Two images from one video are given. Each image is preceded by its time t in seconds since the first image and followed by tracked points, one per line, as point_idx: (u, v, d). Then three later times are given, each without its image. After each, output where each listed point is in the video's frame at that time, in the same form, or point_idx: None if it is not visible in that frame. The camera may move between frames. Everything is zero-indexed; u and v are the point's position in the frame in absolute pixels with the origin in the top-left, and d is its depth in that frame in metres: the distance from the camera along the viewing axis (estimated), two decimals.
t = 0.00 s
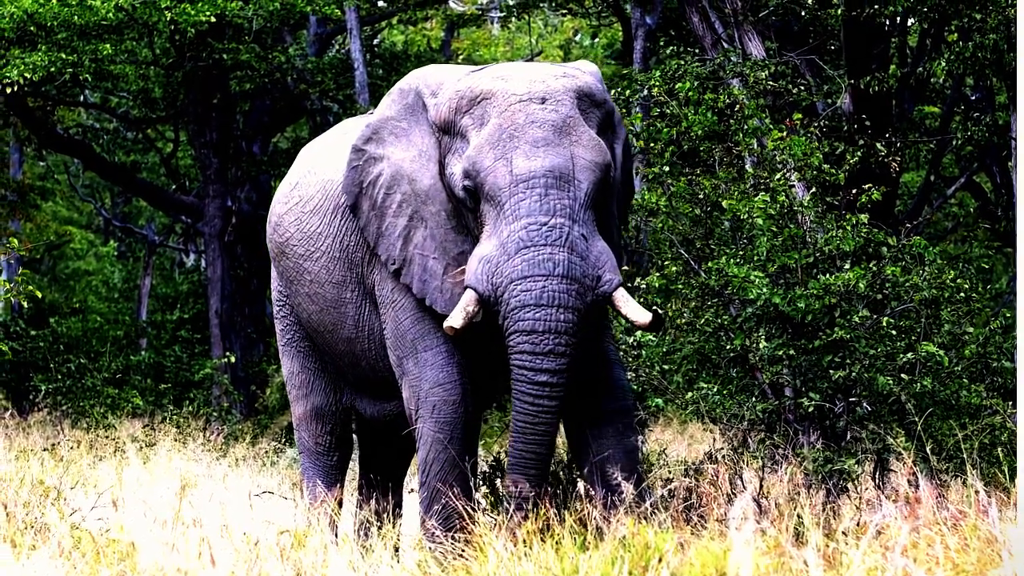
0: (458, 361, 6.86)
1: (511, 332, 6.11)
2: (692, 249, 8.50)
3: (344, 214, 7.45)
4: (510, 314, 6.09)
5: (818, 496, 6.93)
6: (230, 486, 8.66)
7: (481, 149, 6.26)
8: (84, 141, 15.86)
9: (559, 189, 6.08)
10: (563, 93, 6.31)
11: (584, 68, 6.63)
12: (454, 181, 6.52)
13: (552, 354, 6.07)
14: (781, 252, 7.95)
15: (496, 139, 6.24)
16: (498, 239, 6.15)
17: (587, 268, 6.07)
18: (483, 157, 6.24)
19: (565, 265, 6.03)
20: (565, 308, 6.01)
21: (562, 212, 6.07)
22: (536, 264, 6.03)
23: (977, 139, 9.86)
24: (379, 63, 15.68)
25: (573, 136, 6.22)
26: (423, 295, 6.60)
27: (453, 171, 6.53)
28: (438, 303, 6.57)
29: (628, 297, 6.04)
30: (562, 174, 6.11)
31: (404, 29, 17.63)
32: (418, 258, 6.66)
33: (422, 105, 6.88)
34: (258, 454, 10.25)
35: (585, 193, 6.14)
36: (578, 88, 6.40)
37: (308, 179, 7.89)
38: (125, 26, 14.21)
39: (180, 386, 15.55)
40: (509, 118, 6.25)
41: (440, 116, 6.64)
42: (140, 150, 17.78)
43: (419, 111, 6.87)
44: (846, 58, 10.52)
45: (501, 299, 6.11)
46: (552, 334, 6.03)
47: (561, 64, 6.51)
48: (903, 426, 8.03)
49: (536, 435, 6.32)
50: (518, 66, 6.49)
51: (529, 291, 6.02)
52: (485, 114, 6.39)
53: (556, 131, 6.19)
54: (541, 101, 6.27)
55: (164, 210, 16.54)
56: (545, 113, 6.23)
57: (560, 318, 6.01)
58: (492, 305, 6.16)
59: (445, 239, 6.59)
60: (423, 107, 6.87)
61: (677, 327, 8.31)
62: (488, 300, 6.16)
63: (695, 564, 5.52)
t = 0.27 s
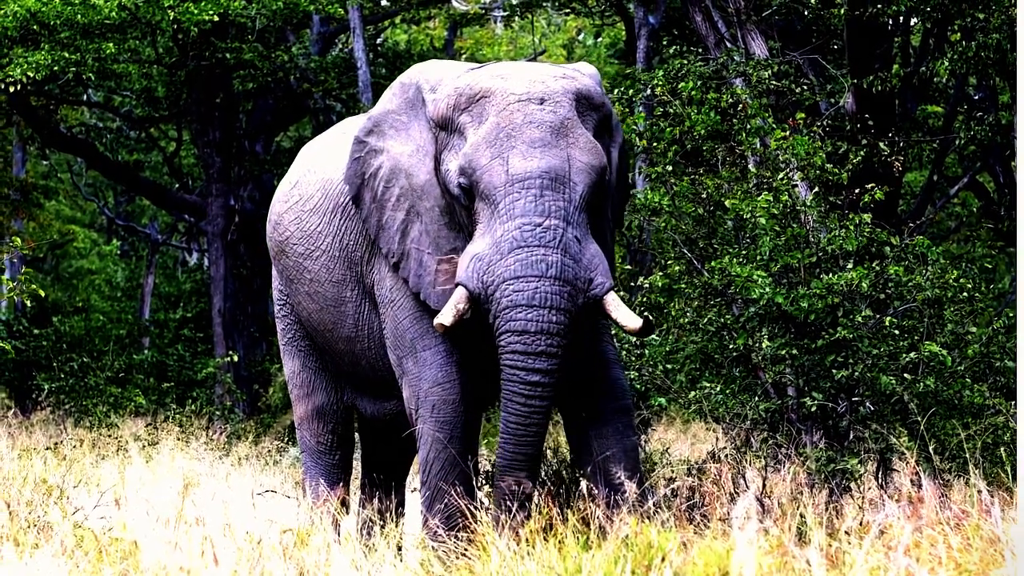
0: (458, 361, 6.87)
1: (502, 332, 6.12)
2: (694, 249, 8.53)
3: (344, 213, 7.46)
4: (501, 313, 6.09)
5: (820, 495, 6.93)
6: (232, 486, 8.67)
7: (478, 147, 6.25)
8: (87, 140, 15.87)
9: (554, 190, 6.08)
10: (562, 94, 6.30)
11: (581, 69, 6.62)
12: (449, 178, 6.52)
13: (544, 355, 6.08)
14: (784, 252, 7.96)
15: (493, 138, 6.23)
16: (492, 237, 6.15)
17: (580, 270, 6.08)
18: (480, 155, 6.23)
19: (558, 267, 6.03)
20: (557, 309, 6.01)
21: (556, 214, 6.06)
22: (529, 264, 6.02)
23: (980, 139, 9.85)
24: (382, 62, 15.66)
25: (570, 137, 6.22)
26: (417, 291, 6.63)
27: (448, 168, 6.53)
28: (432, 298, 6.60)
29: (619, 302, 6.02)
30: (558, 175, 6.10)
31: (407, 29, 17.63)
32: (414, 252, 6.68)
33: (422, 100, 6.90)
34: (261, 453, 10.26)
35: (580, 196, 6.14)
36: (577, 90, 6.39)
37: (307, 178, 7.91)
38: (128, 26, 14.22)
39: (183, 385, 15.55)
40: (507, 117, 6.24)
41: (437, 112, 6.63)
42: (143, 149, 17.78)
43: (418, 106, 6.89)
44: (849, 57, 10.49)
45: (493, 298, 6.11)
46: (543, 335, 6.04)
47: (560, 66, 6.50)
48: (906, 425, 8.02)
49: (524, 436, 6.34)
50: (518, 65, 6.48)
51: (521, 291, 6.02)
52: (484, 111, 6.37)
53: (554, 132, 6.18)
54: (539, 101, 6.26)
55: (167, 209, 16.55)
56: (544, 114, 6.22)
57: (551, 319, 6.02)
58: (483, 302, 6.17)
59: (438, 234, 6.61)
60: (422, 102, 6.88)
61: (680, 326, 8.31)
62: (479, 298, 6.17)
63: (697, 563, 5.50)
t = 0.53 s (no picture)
0: (458, 361, 6.88)
1: (494, 334, 6.10)
2: (698, 247, 8.54)
3: (344, 212, 7.47)
4: (494, 315, 6.08)
5: (823, 494, 6.92)
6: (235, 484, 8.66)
7: (475, 147, 6.25)
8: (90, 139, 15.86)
9: (550, 193, 6.08)
10: (561, 96, 6.30)
11: (581, 70, 6.62)
12: (445, 175, 6.51)
13: (536, 358, 6.09)
14: (787, 250, 7.95)
15: (490, 138, 6.22)
16: (486, 237, 6.14)
17: (573, 273, 6.08)
18: (476, 155, 6.23)
19: (551, 270, 6.02)
20: (549, 313, 6.01)
21: (551, 216, 6.06)
22: (522, 267, 6.02)
23: (984, 138, 9.86)
24: (385, 62, 15.66)
25: (567, 140, 6.22)
26: (405, 286, 6.65)
27: (444, 165, 6.53)
28: (416, 292, 6.60)
29: (612, 306, 6.07)
30: (554, 178, 6.10)
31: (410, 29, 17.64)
32: (406, 247, 6.69)
33: (421, 95, 6.91)
34: (264, 452, 10.26)
35: (575, 199, 6.14)
36: (575, 91, 6.39)
37: (308, 177, 7.92)
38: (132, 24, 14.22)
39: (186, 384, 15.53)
40: (505, 118, 6.24)
41: (435, 109, 6.62)
42: (146, 149, 17.78)
43: (418, 100, 6.91)
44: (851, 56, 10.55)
45: (484, 298, 6.11)
46: (535, 339, 6.04)
47: (559, 66, 6.50)
48: (909, 424, 8.01)
49: (525, 442, 6.35)
50: (517, 65, 6.47)
51: (514, 294, 6.00)
52: (482, 110, 6.37)
53: (551, 134, 6.18)
54: (537, 103, 6.26)
55: (169, 209, 16.55)
56: (541, 115, 6.22)
57: (543, 323, 6.02)
58: (474, 302, 6.17)
59: (431, 230, 6.60)
60: (421, 99, 6.88)
61: (684, 325, 8.30)
62: (471, 298, 6.17)
63: (701, 562, 5.50)
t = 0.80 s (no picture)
0: (458, 360, 6.88)
1: (495, 338, 6.11)
2: (701, 247, 8.57)
3: (344, 211, 7.47)
4: (494, 319, 6.09)
5: (825, 494, 6.93)
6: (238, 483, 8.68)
7: (473, 148, 6.24)
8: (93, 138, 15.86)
9: (549, 195, 6.08)
10: (559, 97, 6.30)
11: (580, 68, 6.62)
12: (444, 175, 6.51)
13: (538, 361, 6.10)
14: (790, 250, 7.95)
15: (489, 139, 6.21)
16: (485, 240, 6.14)
17: (573, 276, 6.08)
18: (475, 157, 6.22)
19: (551, 272, 6.03)
20: (550, 316, 6.02)
21: (550, 219, 6.06)
22: (522, 270, 6.02)
23: (987, 137, 9.88)
24: (388, 60, 15.66)
25: (566, 141, 6.22)
26: (402, 283, 6.68)
27: (443, 165, 6.53)
28: (416, 290, 6.63)
29: (611, 308, 6.08)
30: (553, 180, 6.10)
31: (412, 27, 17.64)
32: (404, 245, 6.71)
33: (419, 92, 6.91)
34: (267, 450, 10.28)
35: (575, 200, 6.14)
36: (574, 92, 6.40)
37: (308, 176, 7.91)
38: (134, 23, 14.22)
39: (189, 383, 15.54)
40: (503, 119, 6.23)
41: (434, 107, 6.60)
42: (149, 147, 17.80)
43: (416, 97, 6.90)
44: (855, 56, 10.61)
45: (485, 301, 6.11)
46: (536, 342, 6.05)
47: (557, 66, 6.49)
48: (912, 424, 8.03)
49: (534, 447, 6.35)
50: (515, 65, 6.46)
51: (514, 298, 6.01)
52: (480, 111, 6.36)
53: (550, 135, 6.18)
54: (536, 104, 6.26)
55: (172, 207, 16.56)
56: (540, 117, 6.21)
57: (544, 326, 6.03)
58: (474, 305, 6.17)
59: (429, 229, 6.61)
60: (420, 96, 6.87)
61: (687, 325, 8.31)
62: (471, 300, 6.17)
63: (704, 561, 5.51)
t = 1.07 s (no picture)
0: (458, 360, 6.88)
1: (506, 342, 6.10)
2: (704, 246, 8.56)
3: (344, 210, 7.47)
4: (504, 322, 6.07)
5: (828, 493, 6.92)
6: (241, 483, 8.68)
7: (478, 150, 6.23)
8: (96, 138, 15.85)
9: (555, 196, 6.08)
10: (562, 98, 6.30)
11: (580, 67, 6.63)
12: (446, 175, 6.51)
13: (549, 364, 6.08)
14: (792, 250, 7.96)
15: (493, 141, 6.21)
16: (491, 242, 6.13)
17: (580, 277, 6.08)
18: (480, 159, 6.21)
19: (559, 274, 6.03)
20: (560, 318, 6.01)
21: (557, 220, 6.06)
22: (530, 273, 6.01)
23: (989, 137, 9.89)
24: (390, 60, 15.66)
25: (570, 142, 6.23)
26: (410, 282, 6.68)
27: (446, 165, 6.52)
28: (422, 289, 6.65)
29: (617, 309, 6.12)
30: (558, 181, 6.10)
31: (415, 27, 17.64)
32: (406, 244, 6.72)
33: (418, 91, 6.91)
34: (270, 450, 10.28)
35: (580, 201, 6.14)
36: (577, 91, 6.40)
37: (308, 176, 7.90)
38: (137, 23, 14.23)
39: (191, 382, 15.54)
40: (507, 121, 6.23)
41: (436, 108, 6.62)
42: (151, 147, 17.80)
43: (415, 96, 6.90)
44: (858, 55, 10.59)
45: (494, 305, 6.10)
46: (546, 344, 6.04)
47: (558, 66, 6.49)
48: (914, 424, 8.03)
49: (550, 449, 6.36)
50: (518, 65, 6.47)
51: (524, 300, 6.01)
52: (484, 113, 6.36)
53: (554, 136, 6.18)
54: (540, 105, 6.26)
55: (174, 207, 16.57)
56: (544, 118, 6.21)
57: (554, 328, 6.02)
58: (483, 308, 6.15)
59: (431, 229, 6.62)
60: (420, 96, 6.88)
61: (690, 324, 8.32)
62: (479, 303, 6.15)
63: (707, 561, 5.50)
